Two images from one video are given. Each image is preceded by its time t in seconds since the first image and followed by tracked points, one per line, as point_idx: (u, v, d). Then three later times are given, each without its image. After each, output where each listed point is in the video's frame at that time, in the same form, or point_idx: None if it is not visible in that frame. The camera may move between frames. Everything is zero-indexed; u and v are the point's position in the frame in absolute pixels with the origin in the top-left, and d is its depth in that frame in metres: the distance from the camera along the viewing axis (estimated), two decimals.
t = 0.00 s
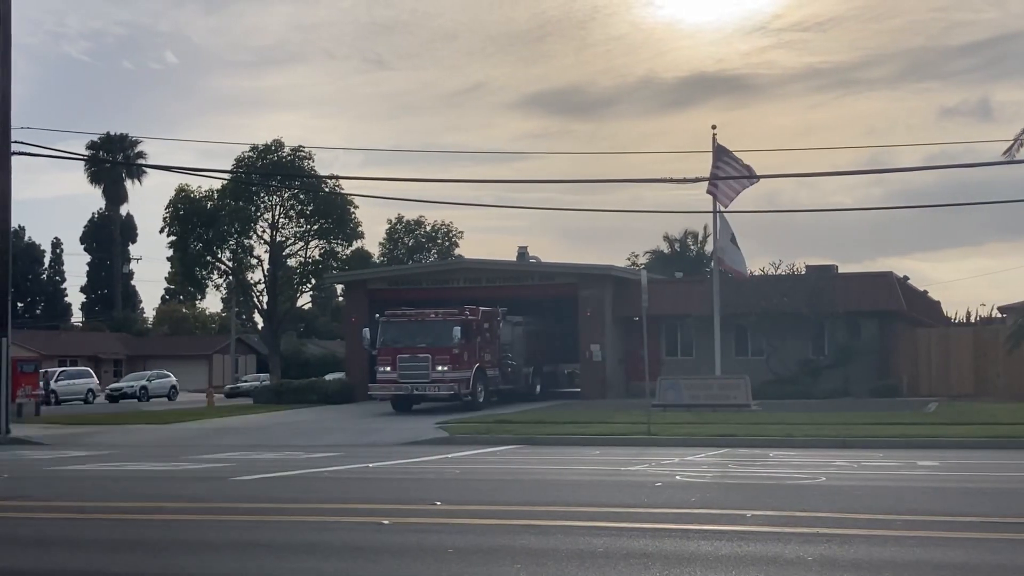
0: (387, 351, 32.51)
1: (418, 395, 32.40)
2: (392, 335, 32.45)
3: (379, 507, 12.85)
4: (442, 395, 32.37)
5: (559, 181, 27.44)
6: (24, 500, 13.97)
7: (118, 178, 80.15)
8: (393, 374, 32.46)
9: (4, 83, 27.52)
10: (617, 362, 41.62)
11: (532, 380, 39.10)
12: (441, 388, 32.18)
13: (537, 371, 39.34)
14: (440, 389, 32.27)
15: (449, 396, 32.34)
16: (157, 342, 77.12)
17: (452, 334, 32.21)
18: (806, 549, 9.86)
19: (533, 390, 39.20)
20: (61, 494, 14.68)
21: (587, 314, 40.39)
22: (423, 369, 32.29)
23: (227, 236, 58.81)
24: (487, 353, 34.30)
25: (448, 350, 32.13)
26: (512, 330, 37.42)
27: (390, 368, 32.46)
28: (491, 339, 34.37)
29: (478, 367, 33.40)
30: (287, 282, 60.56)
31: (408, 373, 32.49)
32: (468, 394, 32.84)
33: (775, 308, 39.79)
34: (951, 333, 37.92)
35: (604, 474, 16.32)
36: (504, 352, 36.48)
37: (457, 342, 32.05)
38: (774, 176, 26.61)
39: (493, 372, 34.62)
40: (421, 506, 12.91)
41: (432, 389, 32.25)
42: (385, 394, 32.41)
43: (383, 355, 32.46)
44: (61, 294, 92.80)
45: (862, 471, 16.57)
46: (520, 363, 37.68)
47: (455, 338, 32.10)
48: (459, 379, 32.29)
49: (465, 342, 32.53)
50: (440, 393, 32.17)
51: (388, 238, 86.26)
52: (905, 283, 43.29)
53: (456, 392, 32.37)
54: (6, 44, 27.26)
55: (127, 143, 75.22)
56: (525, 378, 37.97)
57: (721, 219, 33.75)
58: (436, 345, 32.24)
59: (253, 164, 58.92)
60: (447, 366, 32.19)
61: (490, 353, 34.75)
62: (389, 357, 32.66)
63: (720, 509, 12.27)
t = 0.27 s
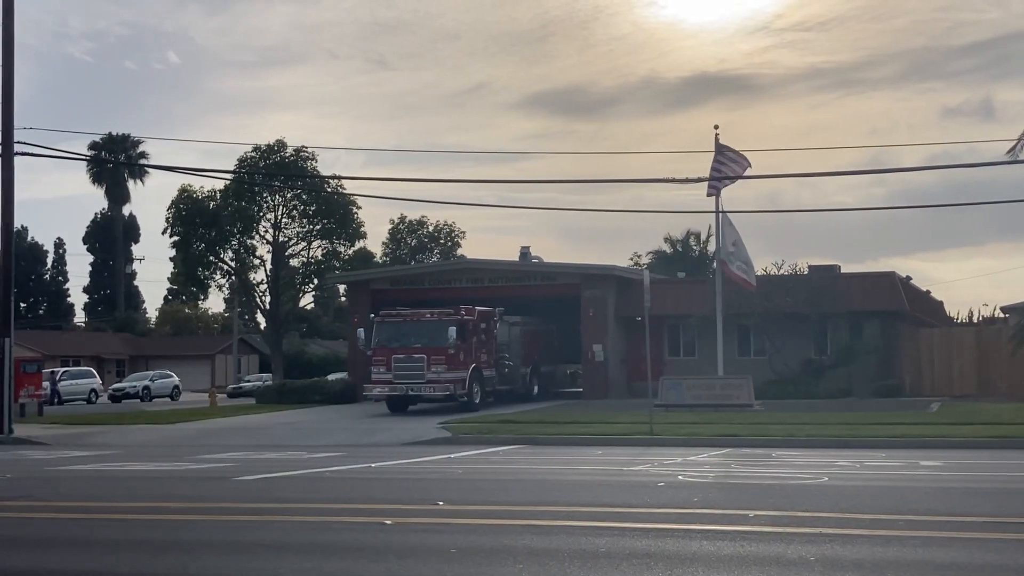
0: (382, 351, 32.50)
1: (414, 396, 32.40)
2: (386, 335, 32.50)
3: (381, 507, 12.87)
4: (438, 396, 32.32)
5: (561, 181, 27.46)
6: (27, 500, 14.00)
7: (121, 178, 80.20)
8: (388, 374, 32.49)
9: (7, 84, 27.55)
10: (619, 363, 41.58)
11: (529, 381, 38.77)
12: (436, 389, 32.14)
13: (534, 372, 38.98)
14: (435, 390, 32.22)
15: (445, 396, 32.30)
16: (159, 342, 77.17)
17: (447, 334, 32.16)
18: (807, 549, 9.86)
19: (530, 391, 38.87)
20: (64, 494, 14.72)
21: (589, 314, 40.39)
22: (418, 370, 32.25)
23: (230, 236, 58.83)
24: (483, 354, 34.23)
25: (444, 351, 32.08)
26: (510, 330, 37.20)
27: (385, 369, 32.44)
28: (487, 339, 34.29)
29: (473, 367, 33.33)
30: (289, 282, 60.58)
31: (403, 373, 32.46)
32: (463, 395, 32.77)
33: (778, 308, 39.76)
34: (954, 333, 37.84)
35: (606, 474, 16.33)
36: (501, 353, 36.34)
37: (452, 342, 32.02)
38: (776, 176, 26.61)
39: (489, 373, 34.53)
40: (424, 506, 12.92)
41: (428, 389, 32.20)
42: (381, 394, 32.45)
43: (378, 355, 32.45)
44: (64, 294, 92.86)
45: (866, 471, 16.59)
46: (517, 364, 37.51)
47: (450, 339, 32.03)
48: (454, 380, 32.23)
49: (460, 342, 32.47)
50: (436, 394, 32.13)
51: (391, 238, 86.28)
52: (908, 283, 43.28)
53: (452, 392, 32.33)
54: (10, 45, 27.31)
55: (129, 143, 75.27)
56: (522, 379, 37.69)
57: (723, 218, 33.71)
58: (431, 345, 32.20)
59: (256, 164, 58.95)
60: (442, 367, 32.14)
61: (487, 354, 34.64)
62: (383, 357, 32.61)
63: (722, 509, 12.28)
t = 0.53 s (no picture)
0: (378, 351, 32.47)
1: (409, 396, 32.38)
2: (382, 335, 32.54)
3: (384, 507, 12.86)
4: (434, 397, 32.26)
5: (563, 181, 27.45)
6: (31, 500, 14.02)
7: (123, 178, 80.24)
8: (384, 374, 32.48)
9: (10, 84, 27.56)
10: (622, 363, 41.52)
11: (528, 380, 38.26)
12: (432, 390, 32.09)
13: (535, 372, 38.94)
14: (431, 390, 32.17)
15: (441, 397, 32.24)
16: (162, 342, 77.20)
17: (443, 333, 32.12)
18: (808, 549, 9.85)
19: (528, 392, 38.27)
20: (67, 494, 14.73)
21: (592, 314, 40.36)
22: (414, 370, 32.22)
23: (233, 236, 58.82)
24: (480, 354, 34.17)
25: (440, 351, 32.02)
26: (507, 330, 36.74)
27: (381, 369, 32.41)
28: (484, 339, 34.24)
29: (471, 367, 33.27)
30: (292, 282, 60.57)
31: (399, 374, 32.43)
32: (460, 396, 32.68)
33: (780, 308, 39.68)
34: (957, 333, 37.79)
35: (610, 473, 16.32)
36: (498, 353, 36.01)
37: (448, 342, 31.95)
38: (778, 175, 26.60)
39: (486, 373, 34.47)
40: (427, 506, 12.92)
41: (424, 390, 32.16)
42: (376, 395, 32.45)
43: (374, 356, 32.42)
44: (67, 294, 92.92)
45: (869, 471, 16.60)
46: (515, 364, 37.06)
47: (447, 339, 31.98)
48: (450, 380, 32.16)
49: (457, 342, 32.41)
50: (432, 395, 32.08)
51: (394, 238, 86.31)
52: (911, 283, 43.19)
53: (448, 394, 32.25)
54: (12, 45, 27.32)
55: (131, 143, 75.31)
56: (520, 380, 37.13)
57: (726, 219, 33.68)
58: (428, 346, 32.16)
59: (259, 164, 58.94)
60: (439, 368, 32.10)
61: (483, 354, 34.52)
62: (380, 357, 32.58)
63: (724, 509, 12.27)
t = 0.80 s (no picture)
0: (373, 352, 32.47)
1: (405, 397, 32.39)
2: (378, 336, 32.51)
3: (385, 507, 12.87)
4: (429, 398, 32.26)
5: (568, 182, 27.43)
6: (35, 499, 14.08)
7: (126, 178, 80.30)
8: (380, 375, 32.49)
9: (13, 85, 27.59)
10: (625, 362, 41.57)
11: (526, 382, 38.00)
12: (427, 391, 32.06)
13: (536, 373, 38.93)
14: (427, 391, 32.16)
15: (436, 399, 32.22)
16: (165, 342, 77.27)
17: (438, 334, 32.11)
18: (814, 549, 9.85)
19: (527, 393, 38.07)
20: (71, 493, 14.78)
21: (596, 315, 40.41)
22: (410, 371, 32.20)
23: (236, 236, 58.85)
24: (477, 355, 34.13)
25: (436, 352, 32.03)
26: (504, 330, 36.55)
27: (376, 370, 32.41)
28: (481, 339, 34.22)
29: (467, 368, 33.22)
30: (295, 283, 60.60)
31: (394, 375, 32.42)
32: (456, 397, 32.66)
33: (784, 309, 39.75)
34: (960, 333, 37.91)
35: (611, 474, 16.32)
36: (495, 353, 35.88)
37: (444, 342, 31.93)
38: (780, 176, 26.62)
39: (483, 374, 34.43)
40: (432, 506, 12.94)
41: (419, 391, 32.14)
42: (371, 396, 32.46)
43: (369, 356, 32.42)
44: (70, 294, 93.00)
45: (872, 471, 16.64)
46: (512, 364, 36.91)
47: (442, 339, 31.95)
48: (446, 381, 32.15)
49: (453, 343, 32.39)
50: (427, 396, 32.06)
51: (397, 238, 86.39)
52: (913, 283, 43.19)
53: (444, 395, 32.23)
54: (15, 46, 27.36)
55: (134, 143, 75.41)
56: (517, 381, 36.93)
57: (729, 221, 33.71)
58: (424, 346, 32.14)
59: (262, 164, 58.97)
60: (434, 368, 32.07)
61: (480, 355, 34.48)
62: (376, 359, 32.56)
63: (727, 510, 12.28)
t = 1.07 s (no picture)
0: (369, 353, 32.48)
1: (401, 398, 32.36)
2: (373, 337, 32.48)
3: (388, 507, 12.90)
4: (426, 399, 32.25)
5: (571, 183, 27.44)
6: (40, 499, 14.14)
7: (130, 179, 80.37)
8: (375, 377, 32.46)
9: (18, 85, 27.62)
10: (628, 363, 41.60)
11: (524, 384, 37.82)
12: (423, 392, 32.05)
13: (537, 374, 38.94)
14: (423, 393, 32.14)
15: (433, 400, 32.20)
16: (169, 343, 77.32)
17: (433, 336, 32.13)
18: (817, 549, 9.87)
19: (526, 394, 37.88)
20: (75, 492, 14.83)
21: (599, 315, 40.44)
22: (405, 372, 32.19)
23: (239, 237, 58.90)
24: (473, 356, 34.11)
25: (432, 353, 32.05)
26: (502, 331, 36.49)
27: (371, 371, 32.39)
28: (478, 340, 34.22)
29: (464, 370, 33.19)
30: (298, 284, 60.64)
31: (390, 377, 32.39)
32: (452, 398, 32.62)
33: (787, 309, 39.75)
34: (964, 334, 37.72)
35: (614, 474, 16.35)
36: (492, 355, 35.71)
37: (440, 343, 31.93)
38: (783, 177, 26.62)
39: (480, 376, 34.40)
40: (435, 506, 12.97)
41: (415, 393, 32.17)
42: (366, 398, 32.45)
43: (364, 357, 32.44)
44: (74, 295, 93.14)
45: (876, 471, 16.65)
46: (510, 365, 36.84)
47: (438, 340, 31.97)
48: (442, 382, 32.16)
49: (450, 345, 32.41)
50: (423, 397, 32.05)
51: (400, 239, 86.45)
52: (917, 282, 43.19)
53: (440, 396, 32.22)
54: (20, 46, 27.37)
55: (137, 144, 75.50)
56: (516, 382, 36.83)
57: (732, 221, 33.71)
58: (421, 347, 32.15)
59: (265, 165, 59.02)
60: (430, 369, 32.06)
61: (477, 356, 34.46)
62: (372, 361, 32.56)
63: (729, 510, 12.30)
